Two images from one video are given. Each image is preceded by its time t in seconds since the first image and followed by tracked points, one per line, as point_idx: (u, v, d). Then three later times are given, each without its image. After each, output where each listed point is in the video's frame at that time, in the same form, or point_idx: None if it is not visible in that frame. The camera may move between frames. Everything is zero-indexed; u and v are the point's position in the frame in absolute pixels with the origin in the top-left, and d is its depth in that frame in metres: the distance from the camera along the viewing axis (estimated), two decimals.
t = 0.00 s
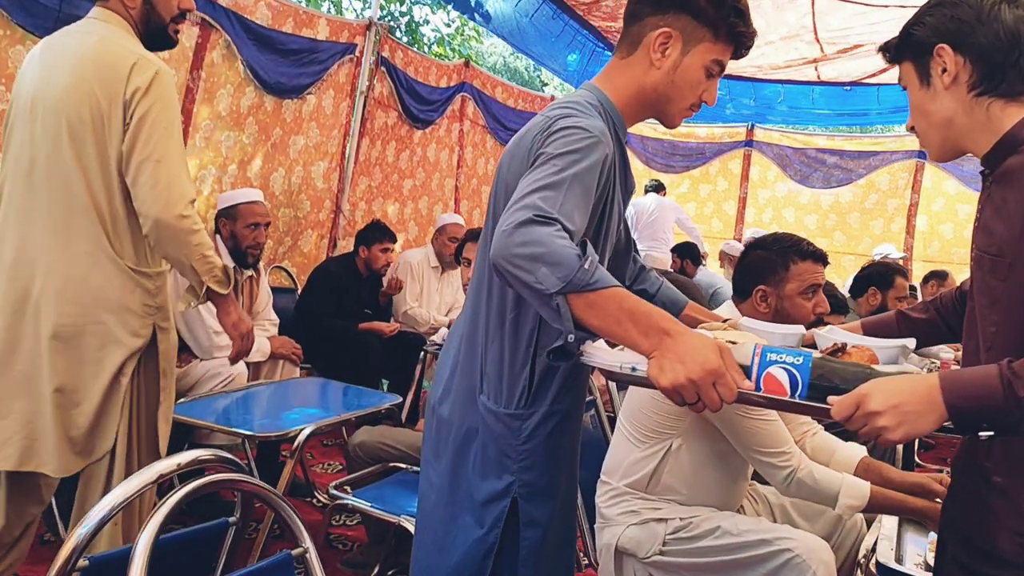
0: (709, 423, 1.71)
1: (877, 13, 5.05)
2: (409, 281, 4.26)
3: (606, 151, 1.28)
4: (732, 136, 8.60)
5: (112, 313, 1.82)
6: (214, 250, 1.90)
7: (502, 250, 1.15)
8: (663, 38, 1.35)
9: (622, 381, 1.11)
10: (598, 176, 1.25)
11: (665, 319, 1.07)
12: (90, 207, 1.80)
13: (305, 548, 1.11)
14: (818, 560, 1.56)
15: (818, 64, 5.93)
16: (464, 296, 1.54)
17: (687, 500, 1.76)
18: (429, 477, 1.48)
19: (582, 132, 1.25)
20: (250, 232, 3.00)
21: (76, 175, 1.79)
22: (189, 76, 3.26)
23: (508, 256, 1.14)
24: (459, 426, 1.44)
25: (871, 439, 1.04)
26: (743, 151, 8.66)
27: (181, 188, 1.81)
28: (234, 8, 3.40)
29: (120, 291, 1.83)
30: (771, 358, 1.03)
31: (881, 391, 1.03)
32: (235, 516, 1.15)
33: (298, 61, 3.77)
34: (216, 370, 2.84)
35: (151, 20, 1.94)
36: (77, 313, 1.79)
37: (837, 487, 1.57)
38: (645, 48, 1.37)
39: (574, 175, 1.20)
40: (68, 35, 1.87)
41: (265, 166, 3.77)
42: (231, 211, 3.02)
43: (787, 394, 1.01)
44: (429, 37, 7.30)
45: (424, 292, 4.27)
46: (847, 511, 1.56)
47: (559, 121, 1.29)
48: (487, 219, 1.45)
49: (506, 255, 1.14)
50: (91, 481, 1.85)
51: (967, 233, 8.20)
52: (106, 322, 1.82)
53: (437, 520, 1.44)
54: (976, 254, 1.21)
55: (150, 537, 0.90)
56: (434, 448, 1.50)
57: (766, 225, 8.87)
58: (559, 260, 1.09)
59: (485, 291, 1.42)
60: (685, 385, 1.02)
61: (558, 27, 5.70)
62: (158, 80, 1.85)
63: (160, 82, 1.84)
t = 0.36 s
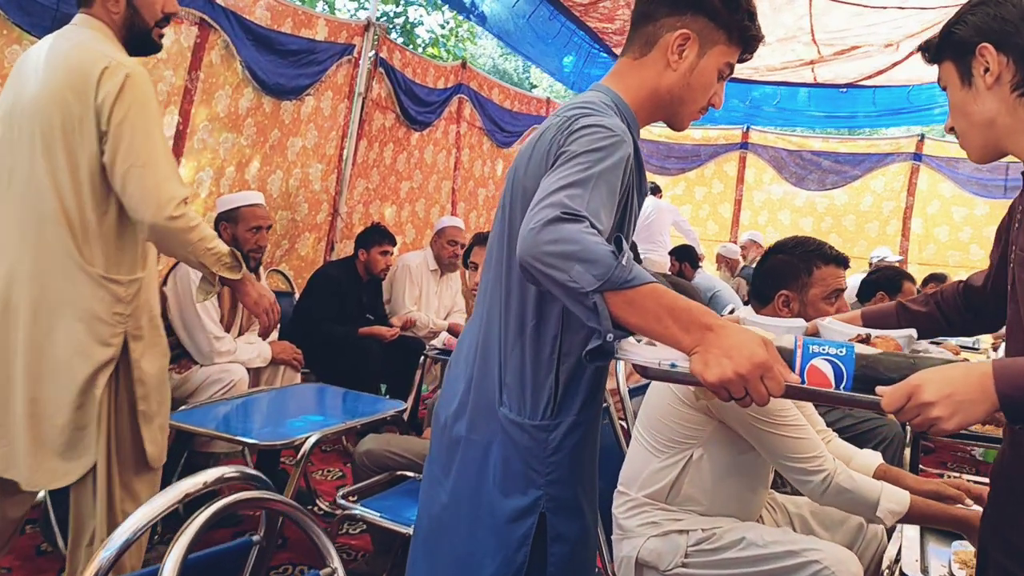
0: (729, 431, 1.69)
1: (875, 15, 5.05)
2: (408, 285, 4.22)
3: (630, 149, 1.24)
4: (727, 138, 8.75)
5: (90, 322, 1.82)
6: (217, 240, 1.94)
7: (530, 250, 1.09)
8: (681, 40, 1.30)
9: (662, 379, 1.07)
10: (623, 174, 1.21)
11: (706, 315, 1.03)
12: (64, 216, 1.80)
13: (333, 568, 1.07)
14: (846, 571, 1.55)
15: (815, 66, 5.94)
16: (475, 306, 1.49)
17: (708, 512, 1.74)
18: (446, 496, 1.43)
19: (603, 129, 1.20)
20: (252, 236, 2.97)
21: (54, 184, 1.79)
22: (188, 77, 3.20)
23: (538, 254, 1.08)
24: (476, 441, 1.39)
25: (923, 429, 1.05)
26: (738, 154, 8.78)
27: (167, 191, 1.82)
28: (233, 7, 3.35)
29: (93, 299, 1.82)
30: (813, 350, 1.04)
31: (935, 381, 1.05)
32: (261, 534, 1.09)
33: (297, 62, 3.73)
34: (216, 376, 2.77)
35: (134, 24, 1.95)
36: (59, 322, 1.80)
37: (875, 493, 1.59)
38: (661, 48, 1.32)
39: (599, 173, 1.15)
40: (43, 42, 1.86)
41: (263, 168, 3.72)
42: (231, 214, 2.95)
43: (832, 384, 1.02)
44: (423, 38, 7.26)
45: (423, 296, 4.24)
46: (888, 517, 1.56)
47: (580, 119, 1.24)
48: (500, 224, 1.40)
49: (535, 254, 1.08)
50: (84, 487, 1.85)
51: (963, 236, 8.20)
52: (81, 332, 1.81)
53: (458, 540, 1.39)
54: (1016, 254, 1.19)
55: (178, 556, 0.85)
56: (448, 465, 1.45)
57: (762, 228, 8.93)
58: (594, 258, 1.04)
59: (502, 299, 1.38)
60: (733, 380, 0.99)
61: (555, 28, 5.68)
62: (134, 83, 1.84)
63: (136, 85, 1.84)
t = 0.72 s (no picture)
0: (755, 449, 1.66)
1: (871, 23, 5.11)
2: (406, 296, 4.16)
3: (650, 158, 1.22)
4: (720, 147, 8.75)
5: (59, 329, 1.88)
6: (198, 235, 2.00)
7: (578, 263, 1.06)
8: (688, 51, 1.28)
9: (718, 386, 1.04)
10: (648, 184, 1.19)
11: (763, 320, 1.00)
12: (35, 222, 1.87)
13: None
14: None
15: (809, 75, 5.97)
16: (482, 324, 1.43)
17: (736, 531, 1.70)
18: (468, 528, 1.34)
19: (627, 135, 1.18)
20: (255, 248, 2.92)
21: (25, 187, 1.87)
22: (189, 87, 3.15)
23: (590, 267, 1.04)
24: (497, 467, 1.31)
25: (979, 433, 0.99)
26: (732, 162, 8.77)
27: (139, 193, 1.89)
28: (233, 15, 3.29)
29: (61, 304, 1.89)
30: (863, 354, 1.02)
31: (992, 383, 1.00)
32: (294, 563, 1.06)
33: (296, 72, 3.69)
34: (220, 392, 2.71)
35: (112, 30, 2.06)
36: (30, 326, 1.86)
37: (913, 517, 1.55)
38: (667, 58, 1.28)
39: (633, 181, 1.13)
40: (21, 54, 1.97)
41: (262, 179, 3.66)
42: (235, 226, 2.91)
43: (884, 388, 1.00)
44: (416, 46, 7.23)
45: (422, 307, 4.18)
46: (931, 541, 1.52)
47: (599, 128, 1.21)
48: (510, 238, 1.35)
49: (585, 266, 1.05)
50: (59, 494, 1.91)
51: (955, 243, 8.33)
52: (49, 337, 1.87)
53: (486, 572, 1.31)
54: None
55: None
56: (463, 494, 1.36)
57: (756, 236, 9.01)
58: (648, 267, 1.02)
59: (516, 315, 1.31)
60: (797, 384, 0.97)
61: (550, 36, 5.66)
62: (107, 88, 1.92)
63: (109, 90, 1.92)
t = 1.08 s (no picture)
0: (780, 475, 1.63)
1: (870, 34, 5.15)
2: (410, 311, 4.14)
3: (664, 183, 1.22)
4: (719, 159, 9.00)
5: (46, 341, 1.85)
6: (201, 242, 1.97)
7: (627, 293, 1.04)
8: (687, 73, 1.28)
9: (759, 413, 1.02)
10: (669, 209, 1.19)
11: (806, 345, 1.00)
12: (25, 233, 1.84)
13: None
14: None
15: (808, 86, 5.99)
16: (484, 350, 1.38)
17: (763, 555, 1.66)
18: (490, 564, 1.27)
19: (647, 156, 1.17)
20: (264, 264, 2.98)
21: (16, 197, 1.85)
22: (192, 102, 3.15)
23: (641, 295, 1.02)
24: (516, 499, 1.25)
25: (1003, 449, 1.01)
26: (731, 173, 9.00)
27: (136, 203, 1.86)
28: (236, 29, 3.33)
29: (48, 316, 1.85)
30: (894, 376, 1.02)
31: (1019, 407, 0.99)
32: None
33: (300, 86, 3.71)
34: (228, 412, 2.67)
35: (106, 43, 2.05)
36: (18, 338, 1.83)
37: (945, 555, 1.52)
38: (666, 79, 1.29)
39: (663, 207, 1.13)
40: (16, 66, 1.96)
41: (265, 195, 3.63)
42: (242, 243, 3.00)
43: (916, 410, 0.99)
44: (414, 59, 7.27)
45: (426, 322, 4.15)
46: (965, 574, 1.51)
47: (616, 152, 1.20)
48: (516, 261, 1.31)
49: (635, 296, 1.03)
50: (49, 507, 1.88)
51: (955, 253, 8.34)
52: (37, 351, 1.84)
53: None
54: None
55: None
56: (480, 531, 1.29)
57: (755, 248, 9.05)
58: (700, 295, 1.01)
59: (529, 339, 1.26)
60: (846, 410, 0.95)
61: (550, 48, 5.65)
62: (100, 99, 1.90)
63: (102, 100, 1.90)
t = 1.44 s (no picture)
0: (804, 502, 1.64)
1: (873, 48, 5.38)
2: (417, 329, 4.13)
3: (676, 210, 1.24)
4: (723, 172, 9.00)
5: (35, 356, 1.84)
6: (234, 253, 2.00)
7: (674, 328, 1.04)
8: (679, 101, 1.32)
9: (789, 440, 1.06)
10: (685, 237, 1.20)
11: (836, 376, 1.05)
12: (18, 250, 1.85)
13: None
14: None
15: (811, 99, 6.04)
16: (488, 376, 1.34)
17: None
18: None
19: (663, 185, 1.18)
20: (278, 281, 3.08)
21: (17, 217, 1.86)
22: (204, 121, 3.17)
23: (689, 330, 1.03)
24: (537, 531, 1.23)
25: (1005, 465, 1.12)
26: (735, 186, 9.01)
27: (163, 214, 1.92)
28: (249, 49, 3.36)
29: (40, 332, 1.85)
30: (907, 403, 1.11)
31: None
32: None
33: (309, 103, 3.72)
34: (240, 433, 2.66)
35: (108, 62, 2.04)
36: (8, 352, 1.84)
37: None
38: (660, 106, 1.32)
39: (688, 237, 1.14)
40: (20, 84, 1.98)
41: (275, 213, 3.64)
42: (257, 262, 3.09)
43: (925, 431, 1.09)
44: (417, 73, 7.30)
45: (434, 339, 4.14)
46: None
47: (634, 178, 1.20)
48: (526, 287, 1.28)
49: (683, 333, 1.03)
50: (48, 526, 1.89)
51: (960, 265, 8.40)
52: (28, 365, 1.84)
53: None
54: None
55: None
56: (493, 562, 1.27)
57: (760, 260, 9.07)
58: (745, 331, 1.03)
59: (546, 366, 1.24)
60: (879, 439, 1.02)
61: (554, 62, 5.67)
62: (104, 114, 1.93)
63: (104, 115, 1.93)
